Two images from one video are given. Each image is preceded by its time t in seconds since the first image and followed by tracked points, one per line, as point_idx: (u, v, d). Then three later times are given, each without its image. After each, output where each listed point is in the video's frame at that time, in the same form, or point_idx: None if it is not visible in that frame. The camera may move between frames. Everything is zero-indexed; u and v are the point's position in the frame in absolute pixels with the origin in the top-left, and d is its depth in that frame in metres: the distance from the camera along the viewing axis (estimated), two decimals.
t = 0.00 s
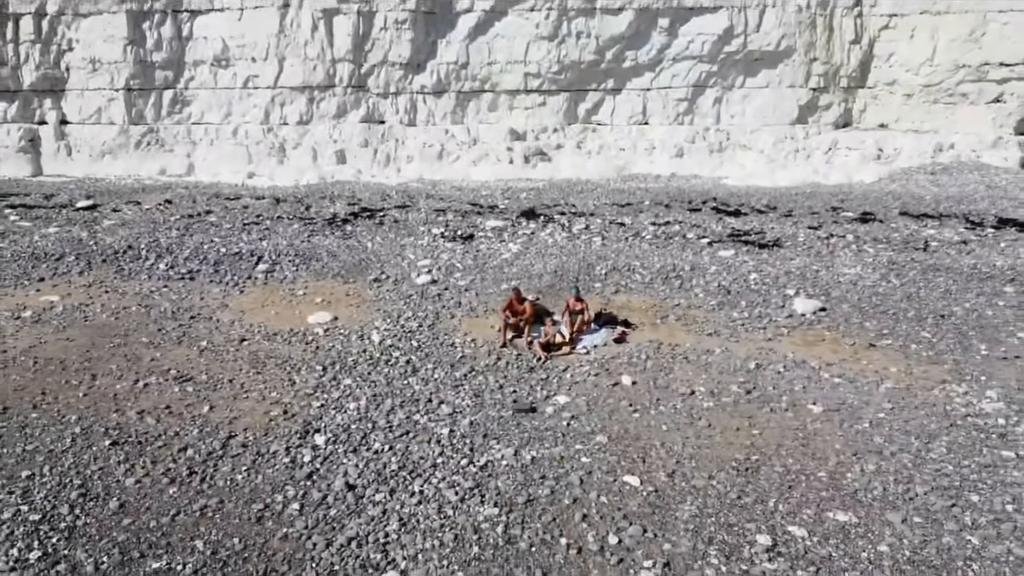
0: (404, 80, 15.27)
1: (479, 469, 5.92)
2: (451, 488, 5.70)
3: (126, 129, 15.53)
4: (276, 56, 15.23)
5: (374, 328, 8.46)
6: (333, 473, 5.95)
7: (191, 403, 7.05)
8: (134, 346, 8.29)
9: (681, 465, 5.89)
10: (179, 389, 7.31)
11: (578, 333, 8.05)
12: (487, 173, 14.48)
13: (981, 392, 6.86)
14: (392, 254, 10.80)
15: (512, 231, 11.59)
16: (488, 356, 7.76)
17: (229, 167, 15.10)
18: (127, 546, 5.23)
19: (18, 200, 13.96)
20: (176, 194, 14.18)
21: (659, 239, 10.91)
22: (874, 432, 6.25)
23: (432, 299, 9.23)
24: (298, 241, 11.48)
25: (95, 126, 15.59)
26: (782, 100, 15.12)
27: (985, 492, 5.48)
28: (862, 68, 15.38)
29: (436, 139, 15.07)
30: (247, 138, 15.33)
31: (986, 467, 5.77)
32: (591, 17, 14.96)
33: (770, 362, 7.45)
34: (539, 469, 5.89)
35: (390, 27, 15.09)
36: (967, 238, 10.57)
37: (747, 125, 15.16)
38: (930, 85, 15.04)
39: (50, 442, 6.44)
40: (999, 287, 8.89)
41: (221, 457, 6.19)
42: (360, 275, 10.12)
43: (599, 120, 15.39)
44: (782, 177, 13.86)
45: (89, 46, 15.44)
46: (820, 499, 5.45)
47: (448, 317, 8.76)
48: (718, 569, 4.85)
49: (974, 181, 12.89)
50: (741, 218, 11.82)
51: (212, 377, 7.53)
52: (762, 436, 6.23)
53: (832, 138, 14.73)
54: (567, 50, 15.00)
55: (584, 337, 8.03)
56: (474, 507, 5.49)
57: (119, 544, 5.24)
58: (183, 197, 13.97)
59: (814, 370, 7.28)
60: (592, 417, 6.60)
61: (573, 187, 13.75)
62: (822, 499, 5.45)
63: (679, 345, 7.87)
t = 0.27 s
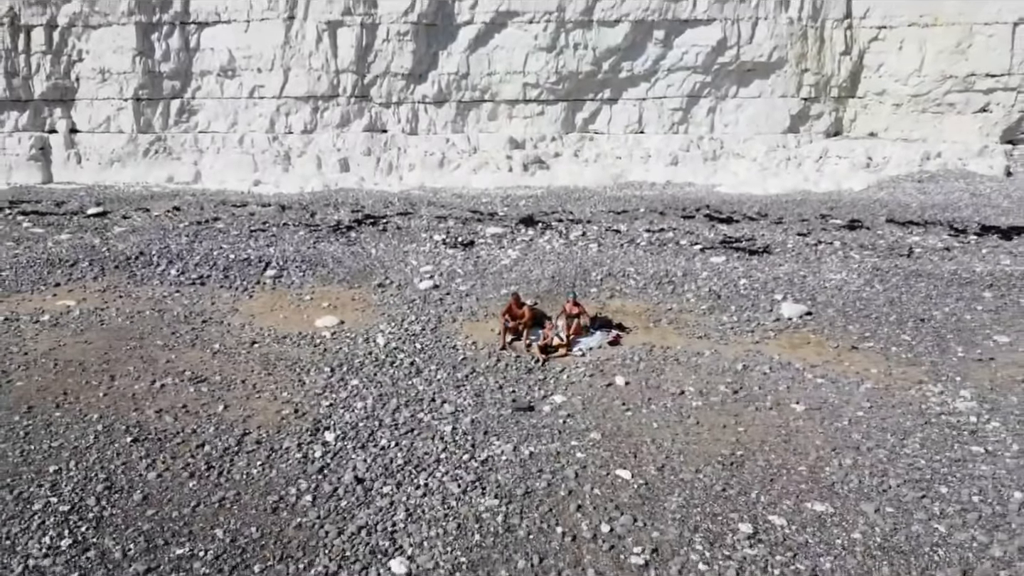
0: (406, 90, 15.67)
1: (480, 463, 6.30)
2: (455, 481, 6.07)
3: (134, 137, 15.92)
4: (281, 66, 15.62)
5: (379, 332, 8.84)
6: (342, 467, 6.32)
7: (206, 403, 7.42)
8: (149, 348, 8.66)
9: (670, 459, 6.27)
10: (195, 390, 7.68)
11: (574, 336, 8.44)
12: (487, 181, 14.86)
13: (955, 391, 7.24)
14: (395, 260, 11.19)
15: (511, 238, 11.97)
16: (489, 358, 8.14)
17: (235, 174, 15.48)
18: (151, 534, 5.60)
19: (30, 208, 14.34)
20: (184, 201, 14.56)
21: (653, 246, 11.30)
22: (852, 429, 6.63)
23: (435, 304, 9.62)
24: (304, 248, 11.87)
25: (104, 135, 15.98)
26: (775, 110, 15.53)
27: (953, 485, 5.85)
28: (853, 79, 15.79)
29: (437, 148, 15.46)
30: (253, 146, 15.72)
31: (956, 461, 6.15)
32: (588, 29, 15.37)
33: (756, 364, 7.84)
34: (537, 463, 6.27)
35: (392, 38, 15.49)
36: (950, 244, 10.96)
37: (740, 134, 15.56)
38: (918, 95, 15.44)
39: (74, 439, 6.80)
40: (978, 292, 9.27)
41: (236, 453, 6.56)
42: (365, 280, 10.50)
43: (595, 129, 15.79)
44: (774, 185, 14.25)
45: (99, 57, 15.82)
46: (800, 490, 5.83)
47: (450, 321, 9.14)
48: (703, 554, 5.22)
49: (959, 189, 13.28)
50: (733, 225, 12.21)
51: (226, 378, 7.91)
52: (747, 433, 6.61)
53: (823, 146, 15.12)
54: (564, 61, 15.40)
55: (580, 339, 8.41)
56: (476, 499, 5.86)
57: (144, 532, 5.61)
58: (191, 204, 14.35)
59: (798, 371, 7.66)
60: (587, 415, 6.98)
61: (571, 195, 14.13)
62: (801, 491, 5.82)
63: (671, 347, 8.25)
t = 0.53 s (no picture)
0: (408, 101, 16.08)
1: (481, 459, 6.68)
2: (457, 475, 6.45)
3: (143, 146, 16.31)
4: (287, 77, 16.03)
5: (384, 335, 9.23)
6: (351, 463, 6.70)
7: (220, 403, 7.80)
8: (164, 351, 9.05)
9: (660, 455, 6.65)
10: (210, 390, 8.06)
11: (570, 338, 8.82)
12: (486, 188, 15.25)
13: (932, 391, 7.62)
14: (398, 266, 11.58)
15: (511, 244, 12.37)
16: (489, 360, 8.53)
17: (241, 182, 15.87)
18: (173, 525, 5.97)
19: (42, 215, 14.72)
20: (192, 208, 14.94)
21: (647, 252, 11.71)
22: (833, 427, 7.02)
23: (437, 308, 10.01)
24: (310, 254, 12.26)
25: (113, 143, 16.37)
26: (767, 119, 15.93)
27: (926, 478, 6.24)
28: (843, 89, 16.21)
29: (438, 156, 15.86)
30: (259, 155, 16.11)
31: (929, 456, 6.53)
32: (585, 40, 15.78)
33: (744, 365, 8.23)
34: (535, 459, 6.65)
35: (394, 50, 15.90)
36: (934, 251, 11.36)
37: (734, 142, 15.96)
38: (907, 105, 15.85)
39: (96, 437, 7.19)
40: (959, 297, 9.66)
41: (251, 450, 6.94)
42: (369, 286, 10.90)
43: (593, 138, 16.20)
44: (766, 193, 14.65)
45: (108, 68, 16.22)
46: (781, 484, 6.21)
47: (452, 325, 9.54)
48: (689, 542, 5.60)
49: (945, 197, 13.69)
50: (725, 232, 12.61)
51: (238, 379, 8.29)
52: (733, 431, 7.00)
53: (814, 155, 15.52)
54: (562, 72, 15.82)
55: (576, 342, 8.80)
56: (477, 492, 6.24)
57: (167, 523, 5.98)
58: (198, 212, 14.74)
59: (784, 372, 8.05)
60: (582, 414, 7.37)
61: (569, 202, 14.53)
62: (783, 484, 6.21)
63: (663, 350, 8.64)
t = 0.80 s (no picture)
0: (410, 110, 16.49)
1: (483, 455, 7.06)
2: (460, 470, 6.84)
3: (151, 154, 16.71)
4: (292, 87, 16.43)
5: (389, 339, 9.62)
6: (360, 459, 7.09)
7: (234, 403, 8.19)
8: (178, 354, 9.44)
9: (652, 452, 7.04)
10: (223, 391, 8.45)
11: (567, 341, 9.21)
12: (487, 196, 15.65)
13: (911, 391, 8.02)
14: (402, 272, 11.98)
15: (510, 251, 12.77)
16: (491, 362, 8.93)
17: (247, 190, 16.28)
18: (194, 516, 6.36)
19: (54, 222, 15.11)
20: (200, 215, 15.34)
21: (642, 258, 12.11)
22: (816, 425, 7.41)
23: (440, 313, 10.41)
24: (316, 260, 12.66)
25: (122, 152, 16.77)
26: (761, 128, 16.34)
27: (901, 473, 6.63)
28: (834, 99, 16.63)
29: (439, 164, 16.27)
30: (265, 163, 16.52)
31: (905, 453, 6.93)
32: (583, 52, 16.20)
33: (733, 367, 8.62)
34: (534, 455, 7.04)
35: (397, 61, 16.31)
36: (919, 257, 11.77)
37: (728, 151, 16.37)
38: (896, 115, 16.28)
39: (118, 435, 7.57)
40: (940, 302, 10.06)
41: (264, 447, 7.33)
42: (374, 291, 11.30)
43: (590, 146, 16.62)
44: (759, 201, 15.05)
45: (117, 78, 16.62)
46: (765, 478, 6.60)
47: (454, 328, 9.94)
48: (677, 532, 5.99)
49: (932, 205, 14.10)
50: (718, 239, 13.02)
51: (250, 381, 8.68)
52: (721, 429, 7.39)
53: (805, 163, 15.94)
54: (560, 82, 16.23)
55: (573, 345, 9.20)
56: (479, 486, 6.63)
57: (188, 515, 6.37)
58: (206, 219, 15.14)
59: (771, 374, 8.45)
60: (579, 413, 7.76)
61: (567, 210, 14.93)
62: (767, 478, 6.60)
63: (657, 353, 9.03)
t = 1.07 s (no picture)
0: (412, 120, 16.90)
1: (484, 452, 7.46)
2: (463, 466, 7.24)
3: (159, 162, 17.11)
4: (297, 97, 16.85)
5: (394, 342, 10.02)
6: (368, 456, 7.49)
7: (246, 404, 8.58)
8: (191, 357, 9.84)
9: (644, 449, 7.44)
10: (236, 393, 8.84)
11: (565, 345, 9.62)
12: (487, 204, 16.07)
13: (891, 392, 8.42)
14: (405, 278, 12.39)
15: (510, 257, 13.18)
16: (491, 364, 9.33)
17: (253, 197, 16.70)
18: (213, 509, 6.75)
19: (65, 229, 15.52)
20: (207, 222, 15.75)
21: (638, 265, 12.52)
22: (801, 424, 7.81)
23: (443, 317, 10.81)
24: (322, 266, 13.06)
25: (131, 160, 17.17)
26: (754, 137, 16.77)
27: (879, 468, 7.03)
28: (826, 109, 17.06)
29: (441, 173, 16.69)
30: (270, 171, 16.93)
31: (883, 450, 7.33)
32: (580, 63, 16.63)
33: (723, 369, 9.02)
34: (533, 452, 7.44)
35: (399, 72, 16.74)
36: (905, 263, 12.18)
37: (722, 159, 16.80)
38: (886, 124, 16.70)
39: (137, 433, 7.97)
40: (923, 306, 10.47)
41: (277, 444, 7.73)
42: (379, 296, 11.70)
43: (588, 155, 17.04)
44: (752, 208, 15.47)
45: (127, 88, 17.02)
46: (751, 473, 7.00)
47: (456, 332, 10.34)
48: (667, 523, 6.39)
49: (920, 213, 14.52)
50: (711, 246, 13.43)
51: (262, 383, 9.07)
52: (710, 428, 7.79)
53: (798, 171, 16.36)
54: (559, 93, 16.66)
55: (570, 348, 9.60)
56: (481, 481, 7.03)
57: (207, 507, 6.76)
58: (214, 226, 15.55)
59: (759, 376, 8.85)
60: (575, 413, 8.16)
61: (565, 217, 15.35)
62: (752, 474, 7.00)
63: (650, 355, 9.44)
